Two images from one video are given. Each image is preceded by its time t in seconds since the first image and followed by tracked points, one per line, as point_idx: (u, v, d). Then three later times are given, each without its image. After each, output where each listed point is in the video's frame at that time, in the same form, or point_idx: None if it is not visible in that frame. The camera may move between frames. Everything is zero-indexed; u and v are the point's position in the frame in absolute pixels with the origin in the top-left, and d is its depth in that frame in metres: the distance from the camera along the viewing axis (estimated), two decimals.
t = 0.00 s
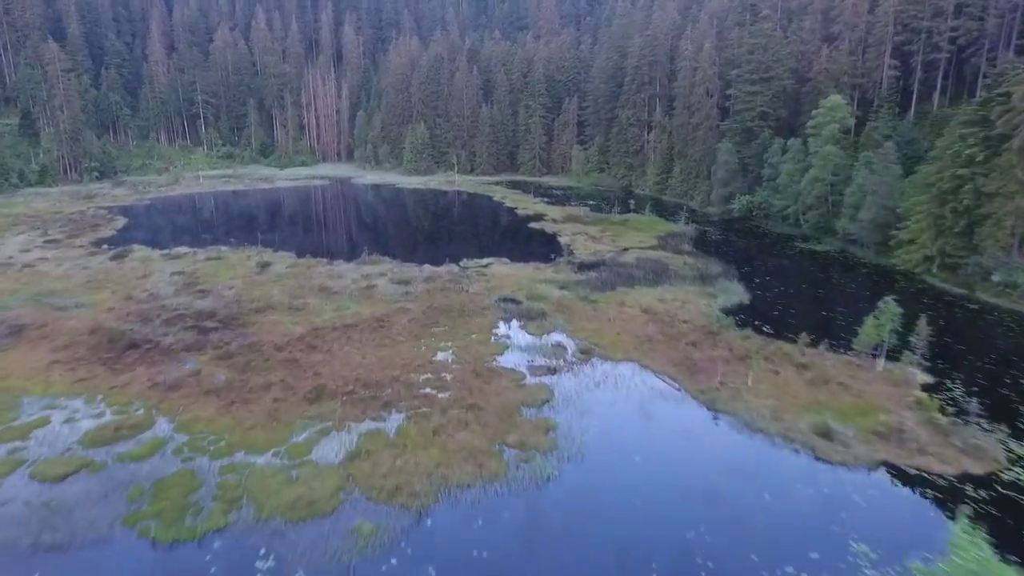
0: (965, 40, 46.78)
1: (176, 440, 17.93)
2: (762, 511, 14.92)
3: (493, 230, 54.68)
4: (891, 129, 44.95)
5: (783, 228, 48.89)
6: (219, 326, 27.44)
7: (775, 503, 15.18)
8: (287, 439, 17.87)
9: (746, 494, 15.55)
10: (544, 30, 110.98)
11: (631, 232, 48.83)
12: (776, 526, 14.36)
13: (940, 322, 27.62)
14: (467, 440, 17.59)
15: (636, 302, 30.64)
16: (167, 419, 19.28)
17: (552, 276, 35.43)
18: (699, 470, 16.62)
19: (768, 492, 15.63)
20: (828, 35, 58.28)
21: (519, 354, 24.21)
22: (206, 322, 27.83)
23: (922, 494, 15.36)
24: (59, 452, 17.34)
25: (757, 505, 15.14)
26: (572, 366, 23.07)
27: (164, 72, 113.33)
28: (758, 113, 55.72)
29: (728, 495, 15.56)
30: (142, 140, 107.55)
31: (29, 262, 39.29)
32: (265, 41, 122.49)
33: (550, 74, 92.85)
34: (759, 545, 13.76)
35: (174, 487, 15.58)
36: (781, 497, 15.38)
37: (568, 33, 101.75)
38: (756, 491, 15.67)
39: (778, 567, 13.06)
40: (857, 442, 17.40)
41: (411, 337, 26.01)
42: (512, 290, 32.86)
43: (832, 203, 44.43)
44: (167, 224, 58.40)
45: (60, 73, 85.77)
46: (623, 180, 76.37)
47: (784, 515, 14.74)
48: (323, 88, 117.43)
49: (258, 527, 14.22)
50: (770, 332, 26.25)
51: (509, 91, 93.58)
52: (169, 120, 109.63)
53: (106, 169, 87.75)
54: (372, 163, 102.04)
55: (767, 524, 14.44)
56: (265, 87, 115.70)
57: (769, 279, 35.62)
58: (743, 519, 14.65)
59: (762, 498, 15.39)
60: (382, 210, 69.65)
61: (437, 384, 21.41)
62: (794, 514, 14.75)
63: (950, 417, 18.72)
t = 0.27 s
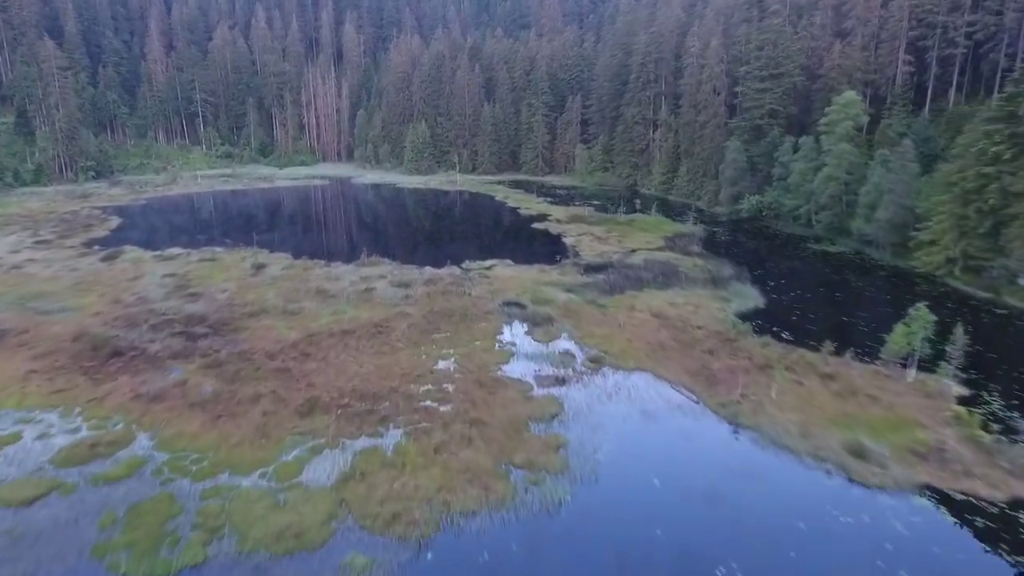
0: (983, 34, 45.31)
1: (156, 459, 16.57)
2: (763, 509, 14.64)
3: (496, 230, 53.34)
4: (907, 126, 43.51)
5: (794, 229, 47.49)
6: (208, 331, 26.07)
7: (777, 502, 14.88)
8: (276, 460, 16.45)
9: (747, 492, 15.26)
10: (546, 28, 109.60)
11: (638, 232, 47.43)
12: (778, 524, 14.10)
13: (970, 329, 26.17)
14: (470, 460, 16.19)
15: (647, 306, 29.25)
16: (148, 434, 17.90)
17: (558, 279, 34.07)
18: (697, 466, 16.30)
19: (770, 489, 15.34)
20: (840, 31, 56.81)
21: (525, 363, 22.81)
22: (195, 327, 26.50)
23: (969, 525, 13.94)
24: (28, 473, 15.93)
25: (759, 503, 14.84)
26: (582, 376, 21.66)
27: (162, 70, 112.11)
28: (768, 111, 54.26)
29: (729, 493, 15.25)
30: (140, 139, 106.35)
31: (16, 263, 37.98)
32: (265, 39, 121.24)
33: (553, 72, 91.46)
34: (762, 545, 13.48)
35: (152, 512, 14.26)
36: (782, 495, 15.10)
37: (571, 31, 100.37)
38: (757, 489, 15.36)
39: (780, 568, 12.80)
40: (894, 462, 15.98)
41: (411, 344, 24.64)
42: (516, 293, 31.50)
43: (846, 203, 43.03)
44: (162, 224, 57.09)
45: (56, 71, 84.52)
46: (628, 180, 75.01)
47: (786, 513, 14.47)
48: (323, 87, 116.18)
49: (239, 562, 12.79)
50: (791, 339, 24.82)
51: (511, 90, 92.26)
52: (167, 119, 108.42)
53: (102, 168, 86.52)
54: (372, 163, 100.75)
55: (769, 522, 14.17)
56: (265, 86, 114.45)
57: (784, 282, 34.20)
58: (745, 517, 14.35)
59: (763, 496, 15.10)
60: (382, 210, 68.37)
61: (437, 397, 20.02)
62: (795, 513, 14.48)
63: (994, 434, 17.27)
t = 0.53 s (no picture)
0: (1001, 30, 44.02)
1: (136, 478, 15.37)
2: (760, 507, 14.37)
3: (498, 230, 52.18)
4: (923, 124, 42.15)
5: (805, 230, 46.32)
6: (198, 337, 24.88)
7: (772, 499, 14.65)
8: (264, 480, 15.25)
9: (742, 489, 15.01)
10: (549, 25, 108.35)
11: (644, 233, 46.25)
12: (773, 521, 13.88)
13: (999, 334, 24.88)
14: (473, 480, 14.99)
15: (657, 310, 28.07)
16: (128, 451, 16.70)
17: (564, 281, 32.90)
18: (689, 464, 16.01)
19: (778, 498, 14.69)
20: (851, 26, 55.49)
21: (531, 372, 21.60)
22: (185, 333, 25.32)
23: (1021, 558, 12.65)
24: None
25: (753, 501, 14.59)
26: (591, 386, 20.45)
27: (161, 69, 110.97)
28: (777, 109, 53.02)
29: (723, 490, 14.97)
30: (138, 138, 105.31)
31: (4, 265, 36.84)
32: (264, 37, 120.05)
33: (556, 70, 90.21)
34: (759, 542, 13.21)
35: (128, 540, 13.05)
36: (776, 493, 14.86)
37: (574, 28, 99.09)
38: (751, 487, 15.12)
39: (778, 565, 12.55)
40: (932, 484, 14.78)
41: (411, 351, 23.45)
42: (520, 297, 30.32)
43: (859, 203, 41.82)
44: (158, 224, 55.95)
45: (52, 69, 83.36)
46: (632, 179, 73.84)
47: (781, 510, 14.25)
48: (323, 85, 115.11)
49: None
50: (810, 347, 23.61)
51: (513, 88, 91.07)
52: (165, 118, 107.37)
53: (99, 167, 85.49)
54: (372, 162, 99.68)
55: (766, 520, 13.90)
56: (264, 85, 113.35)
57: (798, 285, 32.98)
58: (742, 516, 14.06)
59: (758, 494, 14.85)
60: (382, 210, 67.24)
61: (437, 408, 18.80)
62: (790, 509, 14.26)
63: None
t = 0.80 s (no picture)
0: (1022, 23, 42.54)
1: (108, 505, 13.95)
2: (765, 509, 13.90)
3: (501, 231, 50.79)
4: (942, 121, 40.69)
5: (817, 231, 44.93)
6: (186, 345, 23.48)
7: (771, 499, 14.27)
8: (249, 507, 13.83)
9: (752, 494, 14.46)
10: (551, 23, 106.92)
11: (652, 234, 44.84)
12: (772, 521, 13.51)
13: None
14: (479, 509, 13.56)
15: (669, 316, 26.66)
16: (102, 473, 15.28)
17: (571, 285, 31.51)
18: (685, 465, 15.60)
19: (813, 525, 13.34)
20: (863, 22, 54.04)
21: (539, 383, 20.18)
22: (172, 340, 23.93)
23: None
24: None
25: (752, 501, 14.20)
26: (604, 399, 19.05)
27: (159, 67, 109.70)
28: (787, 106, 51.61)
29: (721, 490, 14.58)
30: (136, 137, 103.95)
31: None
32: (264, 35, 118.69)
33: (559, 68, 88.81)
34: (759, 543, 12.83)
35: None
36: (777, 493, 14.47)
37: (577, 25, 97.65)
38: (766, 499, 14.25)
39: (779, 566, 12.18)
40: (986, 513, 13.35)
41: (410, 360, 22.05)
42: (525, 301, 28.92)
43: (875, 203, 40.39)
44: (153, 224, 54.63)
45: (47, 66, 82.04)
46: (637, 179, 72.50)
47: (780, 510, 13.88)
48: (323, 84, 113.76)
49: None
50: (835, 356, 22.20)
51: (515, 87, 89.72)
52: (163, 117, 106.02)
53: (94, 166, 84.15)
54: (372, 161, 98.34)
55: (770, 524, 13.44)
56: (263, 83, 112.08)
57: (815, 288, 31.56)
58: (745, 517, 13.64)
59: (756, 494, 14.47)
60: (382, 210, 65.89)
61: (439, 425, 17.39)
62: (790, 509, 13.88)
63: None
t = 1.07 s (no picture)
0: None
1: (74, 538, 12.57)
2: (807, 546, 12.36)
3: (503, 231, 49.42)
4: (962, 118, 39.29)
5: (831, 232, 43.51)
6: (171, 354, 22.11)
7: (808, 529, 12.86)
8: (229, 541, 12.45)
9: (792, 528, 12.87)
10: (554, 20, 105.53)
11: (660, 235, 43.44)
12: (812, 556, 12.08)
13: None
14: (485, 544, 12.17)
15: (683, 322, 25.27)
16: (71, 499, 13.91)
17: (578, 288, 30.13)
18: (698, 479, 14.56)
19: (856, 560, 11.96)
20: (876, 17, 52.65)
21: (548, 397, 18.76)
22: (157, 348, 22.56)
23: None
24: None
25: (769, 516, 13.25)
26: (618, 415, 17.67)
27: (157, 66, 108.43)
28: (798, 103, 50.27)
29: (736, 504, 13.61)
30: (133, 137, 102.60)
31: None
32: (263, 33, 117.35)
33: (562, 65, 87.43)
34: (777, 561, 11.92)
35: None
36: (795, 508, 13.52)
37: (580, 23, 96.26)
38: (801, 529, 12.85)
39: None
40: None
41: (409, 371, 20.67)
42: (530, 306, 27.53)
43: (891, 203, 38.97)
44: (147, 225, 53.27)
45: (42, 64, 80.74)
46: (641, 178, 71.00)
47: (819, 542, 12.47)
48: (323, 83, 112.39)
49: None
50: (863, 367, 20.81)
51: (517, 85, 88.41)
52: (161, 116, 104.67)
53: (90, 166, 82.83)
54: (372, 161, 97.01)
55: (815, 563, 11.90)
56: (263, 82, 110.79)
57: (834, 292, 30.16)
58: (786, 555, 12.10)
59: (791, 523, 13.06)
60: (382, 210, 64.56)
61: (440, 443, 16.02)
62: (830, 542, 12.48)
63: None
